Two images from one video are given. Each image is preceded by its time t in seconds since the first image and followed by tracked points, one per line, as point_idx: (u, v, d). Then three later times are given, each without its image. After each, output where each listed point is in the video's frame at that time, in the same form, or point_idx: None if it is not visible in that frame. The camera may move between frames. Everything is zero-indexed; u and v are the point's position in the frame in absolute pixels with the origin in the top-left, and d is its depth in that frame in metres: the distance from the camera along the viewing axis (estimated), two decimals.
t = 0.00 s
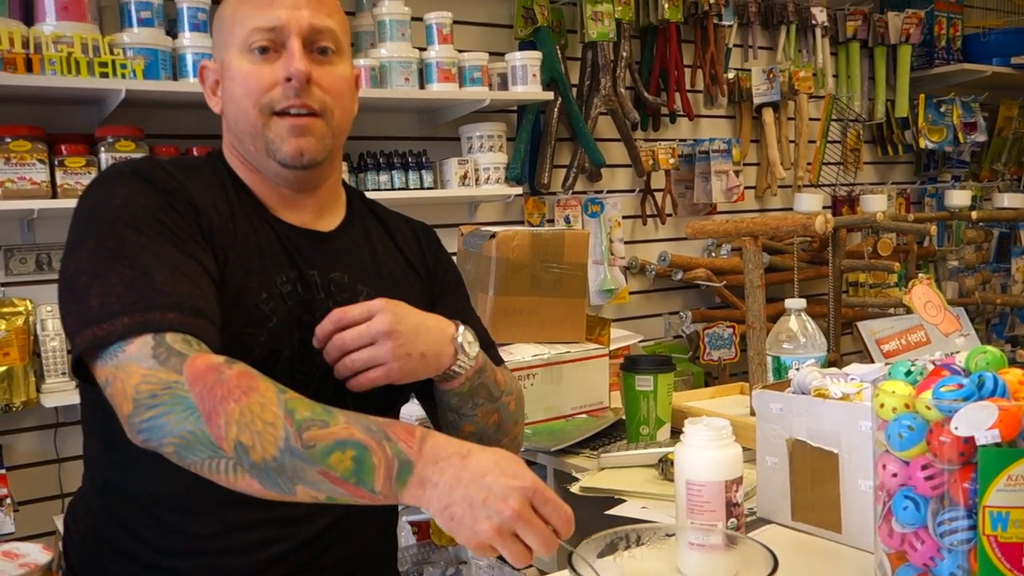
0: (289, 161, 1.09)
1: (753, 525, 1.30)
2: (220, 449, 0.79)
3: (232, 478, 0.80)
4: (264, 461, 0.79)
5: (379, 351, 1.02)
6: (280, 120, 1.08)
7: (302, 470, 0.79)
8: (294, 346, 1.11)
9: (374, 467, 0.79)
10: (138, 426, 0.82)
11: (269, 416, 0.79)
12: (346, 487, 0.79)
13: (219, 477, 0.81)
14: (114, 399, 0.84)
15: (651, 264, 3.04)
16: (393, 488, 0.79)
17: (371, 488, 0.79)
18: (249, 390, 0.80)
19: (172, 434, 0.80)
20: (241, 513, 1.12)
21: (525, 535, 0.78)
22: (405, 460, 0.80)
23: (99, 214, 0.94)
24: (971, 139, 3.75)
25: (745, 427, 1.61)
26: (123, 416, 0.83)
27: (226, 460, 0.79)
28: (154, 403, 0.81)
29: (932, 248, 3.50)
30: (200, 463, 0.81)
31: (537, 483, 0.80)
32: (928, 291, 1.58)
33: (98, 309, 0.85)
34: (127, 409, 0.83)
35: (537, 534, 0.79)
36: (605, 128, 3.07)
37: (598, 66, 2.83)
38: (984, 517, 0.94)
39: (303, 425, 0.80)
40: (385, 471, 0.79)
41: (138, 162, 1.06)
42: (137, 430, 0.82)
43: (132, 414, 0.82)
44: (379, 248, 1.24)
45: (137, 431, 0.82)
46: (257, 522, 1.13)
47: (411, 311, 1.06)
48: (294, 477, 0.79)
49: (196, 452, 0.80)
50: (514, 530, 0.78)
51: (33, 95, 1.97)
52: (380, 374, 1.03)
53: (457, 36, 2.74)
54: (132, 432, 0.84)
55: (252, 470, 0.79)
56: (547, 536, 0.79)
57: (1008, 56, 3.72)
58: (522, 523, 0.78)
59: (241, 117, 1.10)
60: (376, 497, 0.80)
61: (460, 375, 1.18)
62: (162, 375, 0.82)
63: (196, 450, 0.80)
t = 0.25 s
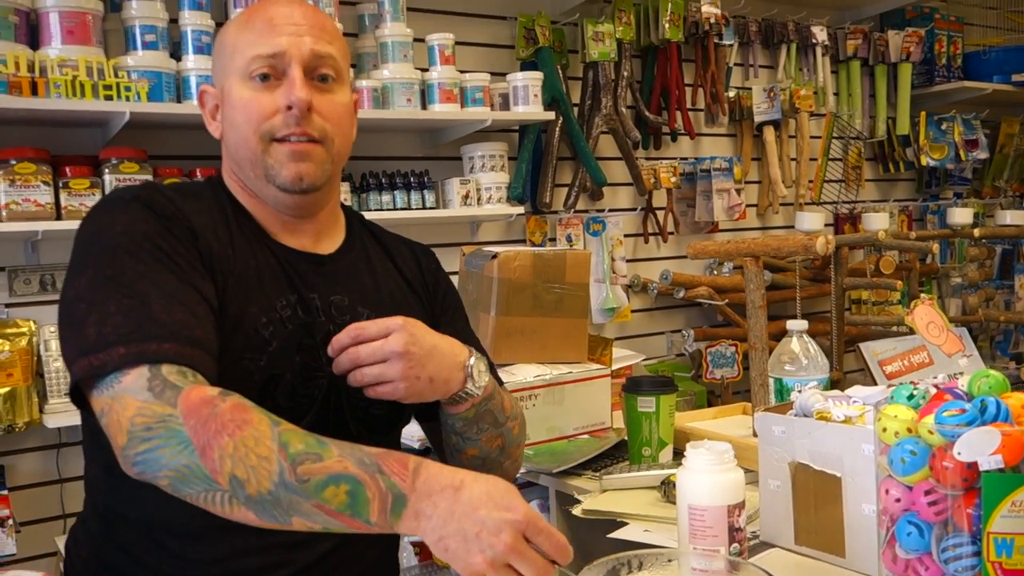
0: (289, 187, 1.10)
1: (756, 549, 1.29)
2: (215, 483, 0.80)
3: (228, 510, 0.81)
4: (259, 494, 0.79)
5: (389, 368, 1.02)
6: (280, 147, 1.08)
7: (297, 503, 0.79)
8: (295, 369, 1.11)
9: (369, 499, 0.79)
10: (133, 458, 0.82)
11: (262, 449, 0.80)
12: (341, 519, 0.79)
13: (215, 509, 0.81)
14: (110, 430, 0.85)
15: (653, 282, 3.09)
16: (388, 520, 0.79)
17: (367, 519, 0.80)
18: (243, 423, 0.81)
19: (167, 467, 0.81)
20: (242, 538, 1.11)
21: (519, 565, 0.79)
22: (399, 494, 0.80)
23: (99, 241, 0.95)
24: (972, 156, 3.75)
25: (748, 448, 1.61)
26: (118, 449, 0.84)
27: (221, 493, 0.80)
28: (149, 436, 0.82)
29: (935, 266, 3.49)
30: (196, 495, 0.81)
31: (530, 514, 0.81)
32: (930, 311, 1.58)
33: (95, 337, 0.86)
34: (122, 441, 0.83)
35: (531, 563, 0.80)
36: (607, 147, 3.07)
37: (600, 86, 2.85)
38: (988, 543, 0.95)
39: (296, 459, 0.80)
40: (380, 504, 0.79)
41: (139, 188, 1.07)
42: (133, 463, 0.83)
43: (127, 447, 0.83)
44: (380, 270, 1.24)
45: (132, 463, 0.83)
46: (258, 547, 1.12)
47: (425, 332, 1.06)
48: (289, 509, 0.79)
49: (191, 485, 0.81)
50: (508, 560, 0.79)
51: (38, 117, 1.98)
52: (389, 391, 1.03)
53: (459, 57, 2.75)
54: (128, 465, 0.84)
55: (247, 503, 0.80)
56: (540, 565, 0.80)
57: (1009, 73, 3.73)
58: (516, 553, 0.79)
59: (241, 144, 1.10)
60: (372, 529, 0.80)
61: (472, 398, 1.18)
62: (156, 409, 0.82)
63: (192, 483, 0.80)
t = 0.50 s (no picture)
0: (296, 215, 1.10)
1: None
2: (216, 518, 0.80)
3: (228, 544, 0.81)
4: (260, 530, 0.80)
5: (402, 396, 1.01)
6: (288, 175, 1.09)
7: (298, 539, 0.80)
8: (299, 395, 1.10)
9: (369, 535, 0.81)
10: (133, 492, 0.82)
11: (263, 485, 0.80)
12: (343, 553, 0.81)
13: (216, 542, 0.82)
14: (110, 463, 0.85)
15: (662, 303, 3.06)
16: (389, 554, 0.81)
17: (367, 554, 0.81)
18: (243, 459, 0.81)
19: (167, 502, 0.81)
20: (247, 566, 1.10)
21: None
22: (398, 530, 0.81)
23: (104, 270, 0.95)
24: (982, 177, 3.74)
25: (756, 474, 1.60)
26: (118, 482, 0.84)
27: (222, 528, 0.81)
28: (150, 470, 0.82)
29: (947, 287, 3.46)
30: (197, 529, 0.82)
31: (530, 542, 0.83)
32: (941, 336, 1.56)
33: (98, 367, 0.85)
34: (122, 475, 0.83)
35: None
36: (615, 168, 3.07)
37: (608, 108, 2.85)
38: None
39: (297, 495, 0.81)
40: (381, 541, 0.81)
41: (143, 216, 1.07)
42: (133, 496, 0.83)
43: (127, 481, 0.83)
44: (385, 295, 1.24)
45: (132, 496, 0.83)
46: None
47: (438, 361, 1.05)
48: (290, 544, 0.80)
49: (192, 519, 0.81)
50: None
51: (49, 141, 1.99)
52: (400, 419, 1.02)
53: (467, 79, 2.76)
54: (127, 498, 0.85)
55: (248, 538, 0.81)
56: None
57: (1019, 94, 3.72)
58: None
59: (249, 172, 1.11)
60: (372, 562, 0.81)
61: (480, 428, 1.18)
62: (157, 444, 0.82)
63: (193, 518, 0.81)
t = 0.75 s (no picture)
0: (308, 238, 1.11)
1: None
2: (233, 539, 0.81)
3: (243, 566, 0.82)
4: (276, 552, 0.81)
5: (420, 419, 1.01)
6: (299, 198, 1.10)
7: (313, 563, 0.81)
8: (314, 413, 1.11)
9: (384, 562, 0.82)
10: (152, 511, 0.83)
11: (282, 507, 0.82)
12: None
13: (231, 564, 0.83)
14: (129, 481, 0.86)
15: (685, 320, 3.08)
16: None
17: None
18: (263, 480, 0.83)
19: (186, 521, 0.82)
20: None
21: None
22: (413, 556, 0.83)
23: (122, 291, 0.96)
24: (1010, 193, 3.70)
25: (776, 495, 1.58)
26: (137, 501, 0.85)
27: (238, 550, 0.81)
28: (169, 489, 0.83)
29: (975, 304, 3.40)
30: (212, 550, 0.83)
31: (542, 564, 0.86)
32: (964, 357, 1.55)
33: (116, 389, 0.87)
34: (142, 493, 0.84)
35: None
36: (636, 186, 3.07)
37: (629, 126, 2.85)
38: None
39: (314, 518, 0.82)
40: (395, 568, 0.82)
41: (160, 239, 1.09)
42: (151, 515, 0.84)
43: (146, 499, 0.84)
44: (398, 313, 1.25)
45: (151, 515, 0.84)
46: None
47: (455, 383, 1.06)
48: (305, 568, 0.81)
49: (208, 539, 0.82)
50: None
51: (77, 163, 2.03)
52: (419, 441, 1.02)
53: (489, 98, 2.78)
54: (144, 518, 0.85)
55: (264, 560, 0.81)
56: None
57: None
58: None
59: (262, 196, 1.12)
60: None
61: (495, 448, 1.17)
62: (177, 463, 0.84)
63: (209, 538, 0.82)
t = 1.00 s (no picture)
0: (319, 260, 1.14)
1: None
2: (248, 559, 0.84)
3: None
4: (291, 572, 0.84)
5: (413, 418, 1.04)
6: (310, 222, 1.13)
7: None
8: (326, 432, 1.13)
9: None
10: (170, 530, 0.86)
11: (297, 528, 0.85)
12: None
13: None
14: (145, 502, 0.88)
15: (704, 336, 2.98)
16: None
17: None
18: (278, 501, 0.86)
19: (203, 541, 0.84)
20: None
21: None
22: None
23: (139, 314, 0.99)
24: None
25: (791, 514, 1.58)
26: (154, 521, 0.87)
27: (254, 569, 0.84)
28: (186, 510, 0.85)
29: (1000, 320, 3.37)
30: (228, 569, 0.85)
31: None
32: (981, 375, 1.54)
33: (132, 410, 0.89)
34: (159, 513, 0.87)
35: None
36: (655, 203, 3.08)
37: (648, 143, 2.87)
38: None
39: (328, 538, 0.86)
40: None
41: (175, 262, 1.12)
42: (169, 535, 0.86)
43: (164, 519, 0.86)
44: (409, 331, 1.27)
45: (168, 535, 0.86)
46: None
47: (457, 393, 1.08)
48: None
49: (225, 559, 0.84)
50: None
51: (101, 183, 2.08)
52: (409, 440, 1.04)
53: (507, 117, 2.81)
54: (161, 537, 0.87)
55: None
56: None
57: None
58: None
59: (273, 219, 1.15)
60: None
61: (494, 463, 1.18)
62: (194, 484, 0.86)
63: (225, 558, 0.84)
